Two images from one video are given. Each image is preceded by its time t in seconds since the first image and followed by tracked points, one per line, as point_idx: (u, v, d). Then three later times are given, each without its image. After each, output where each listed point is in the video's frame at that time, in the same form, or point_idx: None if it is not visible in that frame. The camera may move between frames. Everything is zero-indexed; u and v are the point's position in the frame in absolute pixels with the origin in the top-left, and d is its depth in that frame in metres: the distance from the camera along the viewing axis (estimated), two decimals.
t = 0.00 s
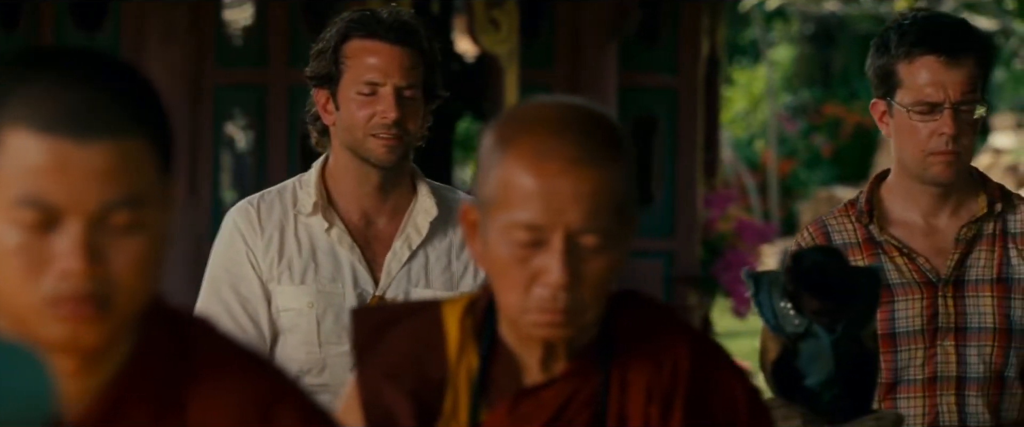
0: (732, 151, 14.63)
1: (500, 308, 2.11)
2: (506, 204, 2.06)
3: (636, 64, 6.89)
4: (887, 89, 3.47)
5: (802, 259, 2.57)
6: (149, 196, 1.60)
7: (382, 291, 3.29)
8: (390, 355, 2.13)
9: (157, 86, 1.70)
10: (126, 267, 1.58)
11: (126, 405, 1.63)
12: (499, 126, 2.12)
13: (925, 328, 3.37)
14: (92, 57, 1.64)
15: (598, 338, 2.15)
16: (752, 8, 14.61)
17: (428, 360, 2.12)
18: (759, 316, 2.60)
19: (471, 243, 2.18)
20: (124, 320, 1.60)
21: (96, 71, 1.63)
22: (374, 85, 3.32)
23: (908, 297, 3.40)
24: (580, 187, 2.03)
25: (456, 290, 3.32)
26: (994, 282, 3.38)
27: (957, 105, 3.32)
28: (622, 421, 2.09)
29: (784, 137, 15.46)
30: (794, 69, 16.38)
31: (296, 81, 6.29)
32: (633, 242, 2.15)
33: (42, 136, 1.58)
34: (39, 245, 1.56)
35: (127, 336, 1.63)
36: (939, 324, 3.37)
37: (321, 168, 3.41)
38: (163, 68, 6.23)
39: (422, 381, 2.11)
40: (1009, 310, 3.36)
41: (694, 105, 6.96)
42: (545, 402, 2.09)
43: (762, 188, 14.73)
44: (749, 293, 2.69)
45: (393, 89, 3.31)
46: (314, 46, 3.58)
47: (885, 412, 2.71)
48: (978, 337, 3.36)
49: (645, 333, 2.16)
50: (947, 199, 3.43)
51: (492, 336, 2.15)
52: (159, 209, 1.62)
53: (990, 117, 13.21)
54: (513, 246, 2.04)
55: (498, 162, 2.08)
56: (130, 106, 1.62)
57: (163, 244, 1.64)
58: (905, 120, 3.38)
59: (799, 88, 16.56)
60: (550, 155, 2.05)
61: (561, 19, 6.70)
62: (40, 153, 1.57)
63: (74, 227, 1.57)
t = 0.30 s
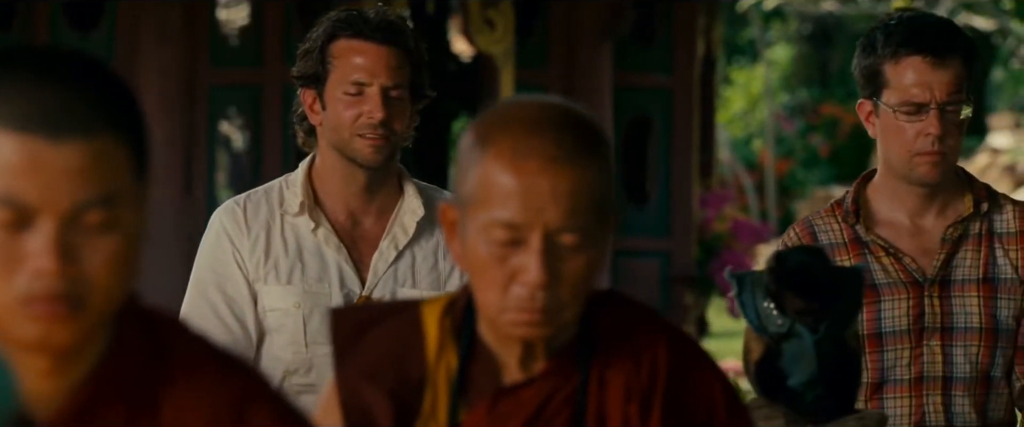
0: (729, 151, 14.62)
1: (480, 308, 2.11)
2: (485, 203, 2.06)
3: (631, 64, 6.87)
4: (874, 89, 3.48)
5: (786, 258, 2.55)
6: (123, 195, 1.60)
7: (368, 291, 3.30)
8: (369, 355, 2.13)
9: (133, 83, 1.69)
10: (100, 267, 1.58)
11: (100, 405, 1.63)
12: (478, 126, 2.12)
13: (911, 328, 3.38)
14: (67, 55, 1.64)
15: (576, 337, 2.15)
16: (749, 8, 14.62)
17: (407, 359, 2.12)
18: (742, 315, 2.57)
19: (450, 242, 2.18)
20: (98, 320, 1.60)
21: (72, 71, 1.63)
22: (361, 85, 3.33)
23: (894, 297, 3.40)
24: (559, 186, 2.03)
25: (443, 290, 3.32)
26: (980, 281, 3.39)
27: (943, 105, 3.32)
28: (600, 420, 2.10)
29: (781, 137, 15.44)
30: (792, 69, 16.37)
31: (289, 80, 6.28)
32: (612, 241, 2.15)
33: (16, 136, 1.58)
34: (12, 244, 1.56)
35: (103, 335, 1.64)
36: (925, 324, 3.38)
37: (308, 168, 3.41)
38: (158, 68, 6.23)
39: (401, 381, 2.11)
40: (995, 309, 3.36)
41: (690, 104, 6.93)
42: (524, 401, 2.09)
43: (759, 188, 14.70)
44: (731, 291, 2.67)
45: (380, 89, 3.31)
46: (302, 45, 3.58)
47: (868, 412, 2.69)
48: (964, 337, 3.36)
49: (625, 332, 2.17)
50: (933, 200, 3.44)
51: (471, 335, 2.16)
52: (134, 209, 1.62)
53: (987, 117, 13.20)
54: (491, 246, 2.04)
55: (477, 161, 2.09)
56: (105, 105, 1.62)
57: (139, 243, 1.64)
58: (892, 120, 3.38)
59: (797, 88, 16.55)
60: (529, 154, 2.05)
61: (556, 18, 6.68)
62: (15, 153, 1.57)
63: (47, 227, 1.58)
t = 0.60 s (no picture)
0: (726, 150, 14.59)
1: (459, 308, 2.12)
2: (462, 202, 2.06)
3: (628, 64, 6.85)
4: (861, 89, 3.48)
5: (767, 258, 2.52)
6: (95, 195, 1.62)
7: (354, 290, 3.30)
8: (348, 354, 2.13)
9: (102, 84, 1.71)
10: (73, 267, 1.60)
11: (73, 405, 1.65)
12: (455, 126, 2.12)
13: (897, 328, 3.38)
14: (39, 57, 1.66)
15: (555, 336, 2.16)
16: (748, 7, 14.61)
17: (386, 358, 2.13)
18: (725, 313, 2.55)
19: (429, 241, 2.18)
20: (70, 320, 1.62)
21: (43, 73, 1.65)
22: (349, 84, 3.32)
23: (880, 296, 3.40)
24: (536, 185, 2.03)
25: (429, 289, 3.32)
26: (966, 281, 3.39)
27: (930, 105, 3.33)
28: (579, 420, 2.10)
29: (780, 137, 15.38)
30: (791, 68, 16.36)
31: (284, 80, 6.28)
32: (590, 240, 2.16)
33: None
34: None
35: (73, 335, 1.66)
36: (911, 323, 3.38)
37: (294, 167, 3.42)
38: (155, 69, 6.23)
39: (380, 381, 2.12)
40: (981, 308, 3.36)
41: (686, 104, 6.91)
42: (502, 400, 2.09)
43: (757, 188, 14.66)
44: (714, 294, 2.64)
45: (368, 88, 3.31)
46: (290, 44, 3.58)
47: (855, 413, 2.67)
48: (950, 336, 3.36)
49: (604, 331, 2.17)
50: (919, 200, 3.45)
51: (449, 334, 2.17)
52: (105, 209, 1.64)
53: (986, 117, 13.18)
54: (468, 245, 2.04)
55: (454, 161, 2.09)
56: (76, 106, 1.64)
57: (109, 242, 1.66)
58: (878, 120, 3.38)
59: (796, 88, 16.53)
60: (506, 153, 2.05)
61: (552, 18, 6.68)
62: None
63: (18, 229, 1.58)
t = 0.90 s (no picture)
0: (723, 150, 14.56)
1: (439, 309, 2.12)
2: (442, 204, 2.06)
3: (623, 64, 6.83)
4: (847, 90, 3.48)
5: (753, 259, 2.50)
6: (67, 196, 1.64)
7: (340, 291, 3.30)
8: (327, 355, 2.13)
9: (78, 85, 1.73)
10: (45, 267, 1.62)
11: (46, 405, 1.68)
12: (435, 127, 2.11)
13: (885, 328, 3.38)
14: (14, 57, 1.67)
15: (536, 337, 2.16)
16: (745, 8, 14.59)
17: (366, 358, 2.13)
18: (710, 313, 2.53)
19: (409, 242, 2.18)
20: (43, 320, 1.64)
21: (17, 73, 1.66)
22: (349, 86, 3.32)
23: (867, 297, 3.40)
24: (515, 187, 2.03)
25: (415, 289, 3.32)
26: (953, 282, 3.39)
27: (917, 106, 3.33)
28: (559, 420, 2.10)
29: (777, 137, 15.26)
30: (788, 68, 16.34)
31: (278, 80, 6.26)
32: (570, 240, 2.15)
33: None
34: None
35: (45, 335, 1.68)
36: (898, 324, 3.38)
37: (281, 167, 3.42)
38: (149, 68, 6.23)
39: (360, 381, 2.12)
40: (968, 309, 3.36)
41: (681, 104, 6.87)
42: (481, 401, 2.09)
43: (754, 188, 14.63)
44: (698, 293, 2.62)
45: (368, 91, 3.31)
46: (281, 43, 3.56)
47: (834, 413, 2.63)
48: (938, 337, 3.36)
49: (585, 332, 2.17)
50: (906, 201, 3.45)
51: (429, 335, 2.16)
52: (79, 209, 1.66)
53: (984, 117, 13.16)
54: (448, 247, 2.04)
55: (434, 162, 2.08)
56: (49, 107, 1.65)
57: (83, 242, 1.68)
58: (865, 121, 3.38)
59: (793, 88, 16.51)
60: (485, 154, 2.05)
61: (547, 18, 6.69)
62: None
63: None
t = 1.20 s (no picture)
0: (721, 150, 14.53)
1: (419, 309, 2.11)
2: (421, 204, 2.06)
3: (618, 64, 6.84)
4: (835, 90, 3.48)
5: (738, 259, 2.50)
6: (40, 197, 1.71)
7: (328, 291, 3.30)
8: (308, 355, 2.13)
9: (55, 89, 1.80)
10: (18, 266, 1.69)
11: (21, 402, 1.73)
12: (415, 128, 2.12)
13: (872, 328, 3.37)
14: None
15: (517, 337, 2.16)
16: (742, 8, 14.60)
17: (347, 358, 2.13)
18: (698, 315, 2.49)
19: (389, 243, 2.18)
20: (17, 317, 1.71)
21: None
22: (341, 87, 3.33)
23: (855, 297, 3.40)
24: (495, 187, 2.03)
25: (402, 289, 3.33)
26: (941, 282, 3.39)
27: (905, 106, 3.33)
28: (540, 419, 2.10)
29: (774, 137, 15.18)
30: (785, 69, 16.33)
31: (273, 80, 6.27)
32: (550, 240, 2.16)
33: None
34: None
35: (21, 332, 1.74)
36: (886, 324, 3.37)
37: (268, 167, 3.42)
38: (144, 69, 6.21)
39: (341, 381, 2.12)
40: (956, 309, 3.36)
41: (677, 104, 6.88)
42: (462, 401, 2.10)
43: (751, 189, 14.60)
44: (683, 293, 2.57)
45: (362, 93, 3.31)
46: (270, 41, 3.54)
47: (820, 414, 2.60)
48: (925, 337, 3.36)
49: (566, 332, 2.17)
50: (894, 201, 3.46)
51: (410, 335, 2.16)
52: (53, 210, 1.73)
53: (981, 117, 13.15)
54: (427, 247, 2.04)
55: (414, 162, 2.08)
56: (24, 111, 1.72)
57: (58, 241, 1.75)
58: (853, 121, 3.38)
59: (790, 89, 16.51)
60: (465, 155, 2.05)
61: (543, 18, 6.67)
62: None
63: None
